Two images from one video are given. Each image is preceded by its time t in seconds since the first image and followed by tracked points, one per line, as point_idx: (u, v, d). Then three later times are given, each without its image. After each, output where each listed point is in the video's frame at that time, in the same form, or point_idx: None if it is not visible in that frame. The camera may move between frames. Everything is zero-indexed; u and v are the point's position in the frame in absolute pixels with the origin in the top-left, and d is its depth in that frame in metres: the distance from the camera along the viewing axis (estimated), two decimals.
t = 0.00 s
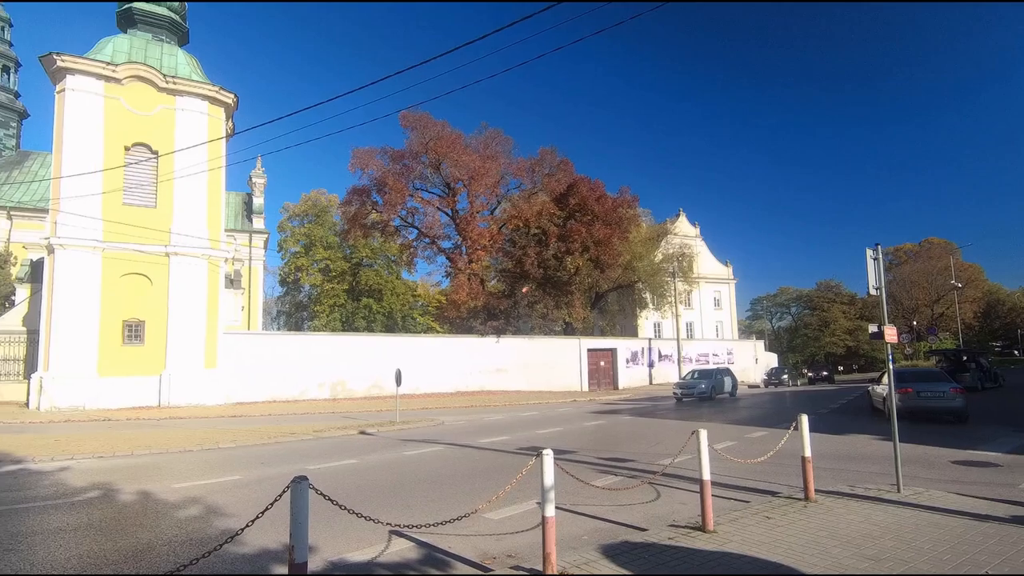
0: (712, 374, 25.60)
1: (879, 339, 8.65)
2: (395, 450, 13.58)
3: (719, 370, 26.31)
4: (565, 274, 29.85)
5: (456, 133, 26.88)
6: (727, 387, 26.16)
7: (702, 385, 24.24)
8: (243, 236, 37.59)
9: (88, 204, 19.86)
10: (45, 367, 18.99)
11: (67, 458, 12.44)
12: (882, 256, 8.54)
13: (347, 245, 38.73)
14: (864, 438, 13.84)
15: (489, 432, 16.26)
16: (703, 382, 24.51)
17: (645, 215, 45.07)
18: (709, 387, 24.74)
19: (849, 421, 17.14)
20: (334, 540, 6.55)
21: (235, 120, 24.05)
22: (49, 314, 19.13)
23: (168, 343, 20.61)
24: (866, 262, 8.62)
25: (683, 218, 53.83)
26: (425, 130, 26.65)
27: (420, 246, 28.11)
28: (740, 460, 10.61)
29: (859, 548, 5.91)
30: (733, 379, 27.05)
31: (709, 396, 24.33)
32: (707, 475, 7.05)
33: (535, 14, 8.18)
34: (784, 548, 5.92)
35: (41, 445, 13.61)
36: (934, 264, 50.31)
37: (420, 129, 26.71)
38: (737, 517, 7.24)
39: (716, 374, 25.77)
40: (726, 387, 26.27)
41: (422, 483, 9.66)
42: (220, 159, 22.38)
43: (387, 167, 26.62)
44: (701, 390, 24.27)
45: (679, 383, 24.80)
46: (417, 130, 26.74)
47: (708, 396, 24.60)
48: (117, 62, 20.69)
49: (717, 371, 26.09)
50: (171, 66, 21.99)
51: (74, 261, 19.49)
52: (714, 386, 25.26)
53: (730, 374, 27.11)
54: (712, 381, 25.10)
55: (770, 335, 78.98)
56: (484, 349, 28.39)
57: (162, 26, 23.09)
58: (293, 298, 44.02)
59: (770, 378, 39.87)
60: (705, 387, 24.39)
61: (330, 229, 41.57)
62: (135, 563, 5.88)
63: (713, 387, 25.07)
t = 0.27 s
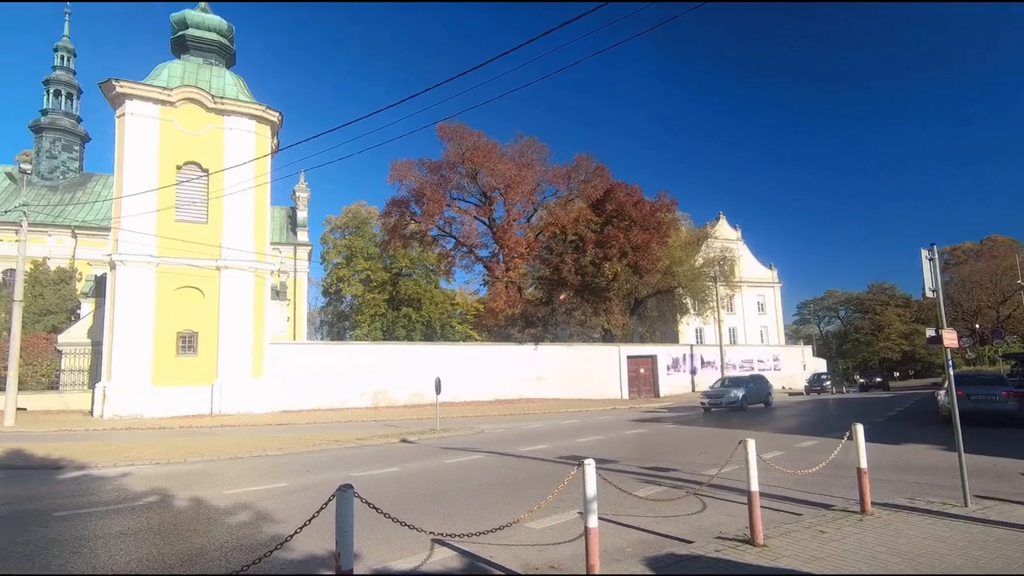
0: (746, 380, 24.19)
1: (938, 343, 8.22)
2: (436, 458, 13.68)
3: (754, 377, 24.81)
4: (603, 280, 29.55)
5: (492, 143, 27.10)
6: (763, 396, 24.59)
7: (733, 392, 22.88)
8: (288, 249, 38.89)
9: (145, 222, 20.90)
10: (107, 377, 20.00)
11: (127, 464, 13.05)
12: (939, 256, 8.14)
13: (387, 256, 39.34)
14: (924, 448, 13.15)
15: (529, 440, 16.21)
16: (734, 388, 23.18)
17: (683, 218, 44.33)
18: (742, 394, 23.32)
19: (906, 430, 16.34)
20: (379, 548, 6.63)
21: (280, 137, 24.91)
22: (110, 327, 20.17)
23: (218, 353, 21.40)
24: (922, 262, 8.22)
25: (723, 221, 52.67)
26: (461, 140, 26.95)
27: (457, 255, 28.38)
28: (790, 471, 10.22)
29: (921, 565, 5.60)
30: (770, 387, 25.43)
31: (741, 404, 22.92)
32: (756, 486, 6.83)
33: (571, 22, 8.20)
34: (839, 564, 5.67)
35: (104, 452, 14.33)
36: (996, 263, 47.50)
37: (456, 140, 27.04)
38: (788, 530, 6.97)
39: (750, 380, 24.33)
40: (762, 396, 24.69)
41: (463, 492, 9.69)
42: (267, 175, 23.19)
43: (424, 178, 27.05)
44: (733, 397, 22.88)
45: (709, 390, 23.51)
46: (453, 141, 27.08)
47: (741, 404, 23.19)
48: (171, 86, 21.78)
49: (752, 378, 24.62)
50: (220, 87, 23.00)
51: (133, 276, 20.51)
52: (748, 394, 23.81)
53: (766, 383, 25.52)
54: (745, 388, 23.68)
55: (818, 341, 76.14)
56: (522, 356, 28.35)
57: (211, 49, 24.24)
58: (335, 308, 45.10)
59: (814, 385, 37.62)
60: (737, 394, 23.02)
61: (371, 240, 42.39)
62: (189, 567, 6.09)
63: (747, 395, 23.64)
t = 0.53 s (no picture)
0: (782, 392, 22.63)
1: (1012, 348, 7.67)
2: (480, 468, 13.70)
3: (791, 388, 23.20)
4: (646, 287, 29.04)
5: (531, 153, 27.22)
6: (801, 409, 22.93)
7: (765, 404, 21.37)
8: (335, 262, 40.05)
9: (201, 239, 21.92)
10: (167, 388, 21.00)
11: (186, 471, 13.63)
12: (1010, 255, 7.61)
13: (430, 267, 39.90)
14: (997, 461, 12.29)
15: (573, 450, 16.05)
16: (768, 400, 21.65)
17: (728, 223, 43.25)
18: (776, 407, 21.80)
19: (977, 442, 15.32)
20: (423, 558, 6.66)
21: (326, 154, 25.72)
22: (171, 340, 21.19)
23: (270, 365, 22.16)
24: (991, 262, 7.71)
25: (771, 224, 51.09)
26: (501, 151, 27.18)
27: (499, 265, 28.53)
28: (849, 485, 9.72)
29: None
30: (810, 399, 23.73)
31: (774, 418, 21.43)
32: (812, 500, 6.55)
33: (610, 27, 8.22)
34: None
35: (165, 460, 15.01)
36: None
37: (496, 151, 27.27)
38: (848, 548, 6.62)
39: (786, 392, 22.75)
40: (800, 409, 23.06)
41: (508, 503, 9.65)
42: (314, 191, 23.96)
43: (465, 190, 27.37)
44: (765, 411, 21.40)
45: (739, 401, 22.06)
46: (493, 152, 27.31)
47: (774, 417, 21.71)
48: (225, 109, 22.86)
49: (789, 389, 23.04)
50: (270, 108, 23.98)
51: (191, 292, 21.52)
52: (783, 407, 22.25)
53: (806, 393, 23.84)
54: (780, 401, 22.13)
55: (877, 347, 72.51)
56: (565, 366, 28.15)
57: (262, 73, 25.33)
58: (380, 319, 46.06)
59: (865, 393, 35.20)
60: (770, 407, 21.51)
61: (414, 252, 43.29)
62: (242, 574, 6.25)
63: (782, 408, 22.10)
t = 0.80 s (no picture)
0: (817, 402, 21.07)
1: None
2: (523, 479, 13.64)
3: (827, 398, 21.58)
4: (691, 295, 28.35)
5: (571, 162, 27.18)
6: (838, 421, 21.22)
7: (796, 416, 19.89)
8: (379, 274, 40.98)
9: (253, 255, 22.82)
10: (223, 398, 21.87)
11: (239, 479, 14.12)
12: None
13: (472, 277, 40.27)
14: None
15: (617, 462, 15.81)
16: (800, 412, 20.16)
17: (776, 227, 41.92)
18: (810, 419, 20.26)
19: None
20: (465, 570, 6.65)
21: (370, 170, 26.41)
22: (225, 352, 22.09)
23: (318, 376, 22.78)
24: None
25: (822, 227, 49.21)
26: (541, 161, 27.25)
27: (540, 274, 28.52)
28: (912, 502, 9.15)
29: None
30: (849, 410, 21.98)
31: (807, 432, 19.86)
32: (870, 517, 6.41)
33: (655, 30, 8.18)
34: None
35: (220, 468, 15.59)
36: None
37: (536, 161, 27.36)
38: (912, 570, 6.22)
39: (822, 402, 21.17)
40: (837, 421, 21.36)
41: (551, 514, 9.57)
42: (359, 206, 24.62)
43: (506, 201, 27.54)
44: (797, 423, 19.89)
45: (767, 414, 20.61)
46: (533, 162, 27.42)
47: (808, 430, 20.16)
48: (275, 129, 23.84)
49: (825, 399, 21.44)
50: (317, 127, 24.85)
51: (244, 305, 22.40)
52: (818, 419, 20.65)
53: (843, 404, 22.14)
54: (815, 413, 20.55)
55: (941, 355, 68.45)
56: (608, 376, 27.80)
57: (310, 93, 26.31)
58: (424, 330, 46.76)
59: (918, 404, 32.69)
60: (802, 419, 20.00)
61: (456, 263, 44.08)
62: None
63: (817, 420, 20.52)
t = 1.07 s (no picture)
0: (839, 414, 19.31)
1: None
2: (559, 490, 13.53)
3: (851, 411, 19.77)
4: (731, 302, 27.64)
5: (606, 170, 27.01)
6: (864, 436, 19.35)
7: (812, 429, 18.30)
8: (417, 285, 41.55)
9: (296, 267, 23.48)
10: (267, 407, 22.49)
11: (282, 487, 14.48)
12: None
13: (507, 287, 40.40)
14: None
15: (655, 473, 15.51)
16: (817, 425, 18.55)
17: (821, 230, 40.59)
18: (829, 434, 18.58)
19: None
20: None
21: (406, 182, 26.91)
22: (269, 362, 22.74)
23: (358, 385, 23.20)
24: None
25: (870, 230, 47.38)
26: (575, 169, 27.19)
27: (576, 283, 28.36)
28: (974, 520, 8.63)
29: None
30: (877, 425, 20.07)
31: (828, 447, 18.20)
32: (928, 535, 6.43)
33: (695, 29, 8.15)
34: None
35: (264, 475, 16.03)
36: None
37: (570, 170, 27.31)
38: None
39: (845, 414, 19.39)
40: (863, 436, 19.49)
41: (588, 526, 9.46)
42: (397, 217, 25.09)
43: (540, 210, 27.56)
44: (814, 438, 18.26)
45: (781, 428, 19.03)
46: (567, 171, 27.38)
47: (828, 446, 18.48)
48: (315, 145, 24.57)
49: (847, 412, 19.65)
50: (356, 142, 25.49)
51: (287, 316, 23.04)
52: (840, 434, 18.89)
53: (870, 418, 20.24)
54: (836, 427, 18.84)
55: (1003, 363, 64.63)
56: (646, 385, 27.36)
57: (348, 109, 27.03)
58: (460, 339, 47.06)
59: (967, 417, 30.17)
60: (821, 434, 18.36)
61: (492, 272, 44.04)
62: None
63: (838, 435, 18.81)
